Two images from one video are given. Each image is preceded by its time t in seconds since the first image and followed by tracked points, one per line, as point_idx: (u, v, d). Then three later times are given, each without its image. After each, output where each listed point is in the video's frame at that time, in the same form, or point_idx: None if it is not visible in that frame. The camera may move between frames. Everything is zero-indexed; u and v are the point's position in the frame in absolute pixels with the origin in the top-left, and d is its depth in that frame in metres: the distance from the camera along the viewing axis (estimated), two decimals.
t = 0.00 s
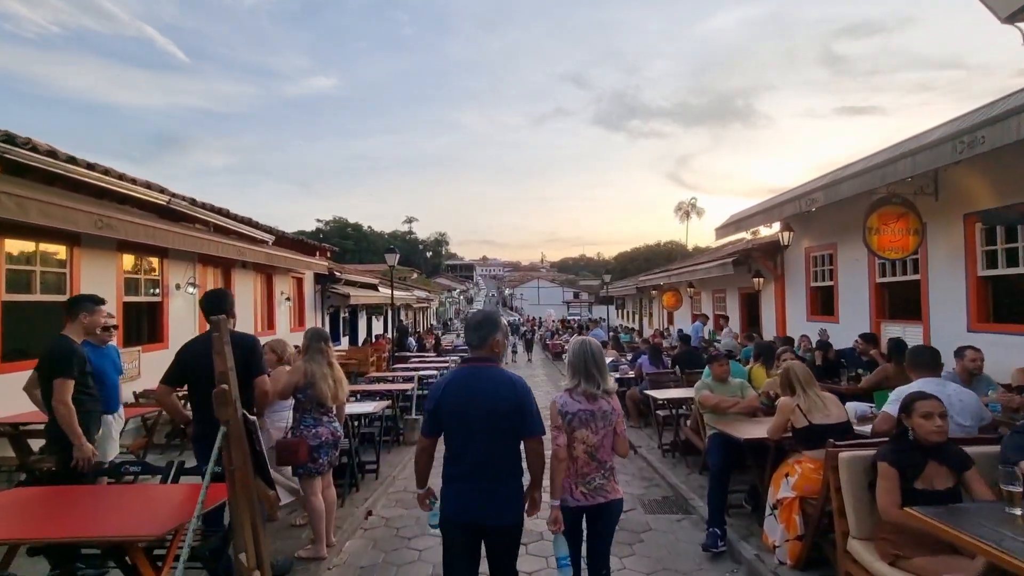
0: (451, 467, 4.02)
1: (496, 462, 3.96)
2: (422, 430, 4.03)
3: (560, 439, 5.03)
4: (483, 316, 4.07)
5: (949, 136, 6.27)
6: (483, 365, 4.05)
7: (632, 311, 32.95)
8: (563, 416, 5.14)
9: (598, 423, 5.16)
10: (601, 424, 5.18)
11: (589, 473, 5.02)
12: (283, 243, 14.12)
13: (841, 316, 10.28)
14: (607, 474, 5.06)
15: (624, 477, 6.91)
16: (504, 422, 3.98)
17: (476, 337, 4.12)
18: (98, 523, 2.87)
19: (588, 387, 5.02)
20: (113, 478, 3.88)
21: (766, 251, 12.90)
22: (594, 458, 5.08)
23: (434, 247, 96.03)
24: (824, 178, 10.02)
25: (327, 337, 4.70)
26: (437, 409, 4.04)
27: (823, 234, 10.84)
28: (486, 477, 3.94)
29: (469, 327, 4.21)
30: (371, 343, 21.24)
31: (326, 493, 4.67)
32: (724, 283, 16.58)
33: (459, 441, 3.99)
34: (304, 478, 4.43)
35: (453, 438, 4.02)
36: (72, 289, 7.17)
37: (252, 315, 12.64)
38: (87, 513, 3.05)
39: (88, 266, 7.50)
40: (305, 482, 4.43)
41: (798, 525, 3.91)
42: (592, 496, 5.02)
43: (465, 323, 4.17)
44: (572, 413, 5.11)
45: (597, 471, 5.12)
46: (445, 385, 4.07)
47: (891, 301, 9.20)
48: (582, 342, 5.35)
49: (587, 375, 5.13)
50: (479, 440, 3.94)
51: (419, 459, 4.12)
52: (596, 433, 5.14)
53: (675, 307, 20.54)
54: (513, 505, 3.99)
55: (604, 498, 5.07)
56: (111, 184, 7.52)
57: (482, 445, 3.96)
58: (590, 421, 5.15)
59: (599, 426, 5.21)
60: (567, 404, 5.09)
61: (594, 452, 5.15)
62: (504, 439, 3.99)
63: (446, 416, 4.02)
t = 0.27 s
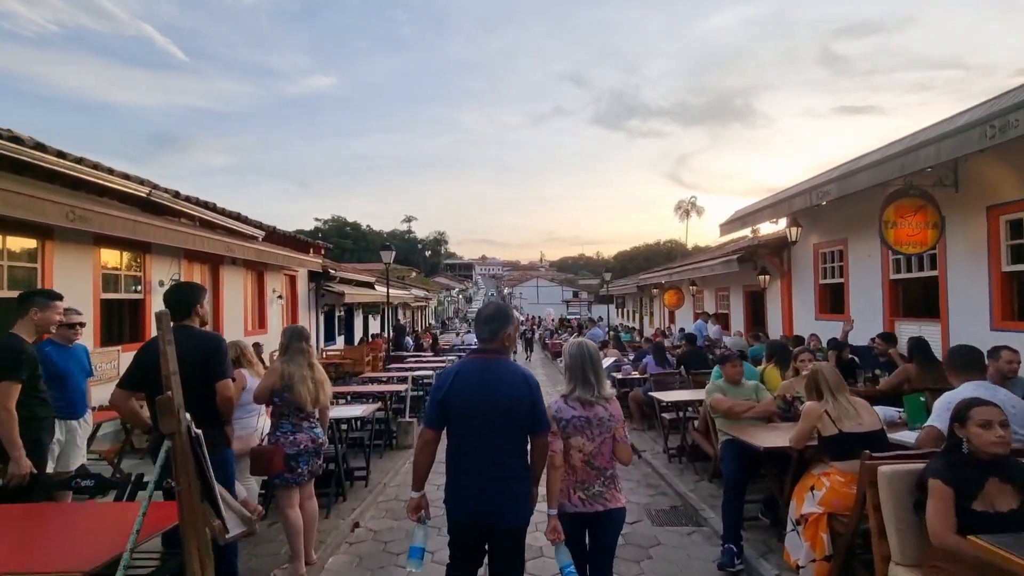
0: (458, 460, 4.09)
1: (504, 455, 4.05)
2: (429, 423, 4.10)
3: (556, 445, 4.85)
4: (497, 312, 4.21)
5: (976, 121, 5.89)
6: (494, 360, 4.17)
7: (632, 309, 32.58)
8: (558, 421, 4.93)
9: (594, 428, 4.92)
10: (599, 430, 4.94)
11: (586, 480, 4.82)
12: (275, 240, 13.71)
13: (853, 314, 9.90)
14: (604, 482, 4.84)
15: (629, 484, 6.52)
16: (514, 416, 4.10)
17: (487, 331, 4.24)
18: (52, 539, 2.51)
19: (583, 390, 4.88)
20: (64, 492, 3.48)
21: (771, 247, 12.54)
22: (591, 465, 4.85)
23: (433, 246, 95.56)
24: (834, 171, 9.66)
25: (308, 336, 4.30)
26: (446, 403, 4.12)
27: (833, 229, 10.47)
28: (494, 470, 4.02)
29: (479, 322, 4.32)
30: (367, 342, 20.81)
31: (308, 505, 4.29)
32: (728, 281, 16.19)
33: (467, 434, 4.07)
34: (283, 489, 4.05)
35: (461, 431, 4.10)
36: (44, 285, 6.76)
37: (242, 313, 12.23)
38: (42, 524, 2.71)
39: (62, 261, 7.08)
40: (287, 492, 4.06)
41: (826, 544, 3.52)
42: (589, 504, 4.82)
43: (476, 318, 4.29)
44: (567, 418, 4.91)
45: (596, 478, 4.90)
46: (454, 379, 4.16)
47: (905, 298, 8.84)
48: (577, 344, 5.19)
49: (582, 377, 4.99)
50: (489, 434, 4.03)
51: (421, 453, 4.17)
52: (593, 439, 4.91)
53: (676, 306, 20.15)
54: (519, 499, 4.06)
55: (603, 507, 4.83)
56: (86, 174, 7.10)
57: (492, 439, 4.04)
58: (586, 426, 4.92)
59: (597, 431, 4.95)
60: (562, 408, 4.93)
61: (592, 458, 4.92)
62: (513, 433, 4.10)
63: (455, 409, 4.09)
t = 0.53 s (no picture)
0: (458, 476, 3.74)
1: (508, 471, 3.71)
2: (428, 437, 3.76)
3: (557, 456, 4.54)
4: (492, 319, 3.85)
5: (1005, 111, 5.52)
6: (494, 368, 3.85)
7: (632, 310, 32.20)
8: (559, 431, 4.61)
9: (598, 438, 4.62)
10: (602, 438, 4.64)
11: (589, 493, 4.50)
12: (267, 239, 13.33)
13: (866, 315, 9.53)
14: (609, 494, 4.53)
15: (635, 496, 6.15)
16: (517, 428, 3.78)
17: (485, 339, 3.89)
18: None
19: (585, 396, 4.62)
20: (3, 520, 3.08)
21: (779, 247, 12.17)
22: (595, 476, 4.54)
23: (432, 246, 95.18)
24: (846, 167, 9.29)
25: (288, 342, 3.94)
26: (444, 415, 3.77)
27: (843, 228, 10.11)
28: (498, 488, 3.68)
29: (474, 329, 3.97)
30: (364, 343, 20.42)
31: (291, 525, 3.78)
32: (733, 281, 15.83)
33: (467, 448, 3.73)
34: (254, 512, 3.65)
35: (461, 446, 3.75)
36: (15, 286, 6.38)
37: (232, 314, 11.85)
38: None
39: (36, 260, 6.71)
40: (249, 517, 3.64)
41: None
42: (594, 519, 4.50)
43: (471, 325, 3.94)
44: (568, 426, 4.62)
45: (600, 490, 4.58)
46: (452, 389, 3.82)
47: (922, 299, 8.47)
48: (578, 347, 4.94)
49: (583, 383, 4.73)
50: (491, 448, 3.70)
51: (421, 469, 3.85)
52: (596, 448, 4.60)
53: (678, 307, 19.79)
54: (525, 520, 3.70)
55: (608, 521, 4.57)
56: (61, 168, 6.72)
57: (494, 453, 3.70)
58: (588, 434, 4.62)
59: (600, 439, 4.65)
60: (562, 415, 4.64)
61: (595, 469, 4.62)
62: (517, 446, 3.77)
63: (454, 422, 3.75)
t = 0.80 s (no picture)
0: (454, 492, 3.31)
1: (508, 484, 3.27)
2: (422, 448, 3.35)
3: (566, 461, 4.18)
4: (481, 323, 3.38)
5: None
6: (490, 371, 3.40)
7: (634, 309, 31.83)
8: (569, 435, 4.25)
9: (610, 441, 4.29)
10: (615, 440, 4.33)
11: (602, 498, 4.19)
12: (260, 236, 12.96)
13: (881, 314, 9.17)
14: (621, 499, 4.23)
15: (644, 505, 5.80)
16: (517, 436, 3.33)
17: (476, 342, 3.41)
18: None
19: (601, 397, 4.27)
20: None
21: (788, 243, 11.82)
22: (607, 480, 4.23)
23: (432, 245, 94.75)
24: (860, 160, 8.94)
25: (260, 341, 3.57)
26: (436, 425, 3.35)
27: (856, 223, 9.76)
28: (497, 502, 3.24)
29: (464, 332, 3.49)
30: (362, 343, 20.05)
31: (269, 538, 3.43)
32: (738, 280, 15.49)
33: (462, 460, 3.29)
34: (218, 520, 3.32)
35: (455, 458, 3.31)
36: None
37: (225, 313, 11.49)
38: None
39: (11, 255, 6.35)
40: (215, 527, 3.32)
41: None
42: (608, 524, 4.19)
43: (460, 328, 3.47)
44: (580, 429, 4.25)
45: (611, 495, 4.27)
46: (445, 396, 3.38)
47: (941, 297, 8.12)
48: (588, 346, 4.60)
49: (597, 383, 4.40)
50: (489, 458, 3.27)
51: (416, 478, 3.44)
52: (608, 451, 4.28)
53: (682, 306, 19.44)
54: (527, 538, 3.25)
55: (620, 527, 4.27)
56: (37, 157, 6.36)
57: (493, 464, 3.26)
58: (600, 436, 4.29)
59: (612, 441, 4.35)
60: (573, 416, 4.28)
61: (606, 473, 4.31)
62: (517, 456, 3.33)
63: (448, 429, 3.31)
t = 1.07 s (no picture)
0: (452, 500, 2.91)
1: (513, 493, 2.86)
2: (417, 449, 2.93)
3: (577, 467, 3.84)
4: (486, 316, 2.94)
5: None
6: (496, 367, 2.95)
7: (635, 309, 31.47)
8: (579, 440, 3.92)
9: (620, 444, 4.00)
10: (624, 445, 4.03)
11: (614, 506, 3.87)
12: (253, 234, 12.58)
13: (896, 314, 8.81)
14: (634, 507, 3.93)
15: (655, 518, 5.44)
16: (525, 441, 2.91)
17: (482, 336, 2.97)
18: None
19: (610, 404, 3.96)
20: None
21: (797, 241, 11.46)
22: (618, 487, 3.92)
23: (431, 245, 94.39)
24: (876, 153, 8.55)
25: (211, 343, 3.22)
26: (433, 425, 2.91)
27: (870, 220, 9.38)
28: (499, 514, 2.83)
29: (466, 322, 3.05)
30: (359, 344, 19.67)
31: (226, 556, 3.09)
32: (744, 279, 15.12)
33: (462, 464, 2.88)
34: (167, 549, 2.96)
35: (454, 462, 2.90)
36: None
37: (216, 313, 11.12)
38: None
39: None
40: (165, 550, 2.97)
41: None
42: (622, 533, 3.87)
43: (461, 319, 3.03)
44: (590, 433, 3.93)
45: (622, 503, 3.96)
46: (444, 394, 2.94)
47: (961, 296, 7.76)
48: (594, 351, 4.29)
49: (606, 389, 4.08)
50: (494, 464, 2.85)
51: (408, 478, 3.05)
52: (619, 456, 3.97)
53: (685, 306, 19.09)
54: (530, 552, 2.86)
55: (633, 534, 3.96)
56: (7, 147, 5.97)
57: (497, 471, 2.85)
58: (610, 440, 3.99)
59: (621, 446, 4.06)
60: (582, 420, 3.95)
61: (616, 480, 4.00)
62: (524, 463, 2.91)
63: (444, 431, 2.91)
